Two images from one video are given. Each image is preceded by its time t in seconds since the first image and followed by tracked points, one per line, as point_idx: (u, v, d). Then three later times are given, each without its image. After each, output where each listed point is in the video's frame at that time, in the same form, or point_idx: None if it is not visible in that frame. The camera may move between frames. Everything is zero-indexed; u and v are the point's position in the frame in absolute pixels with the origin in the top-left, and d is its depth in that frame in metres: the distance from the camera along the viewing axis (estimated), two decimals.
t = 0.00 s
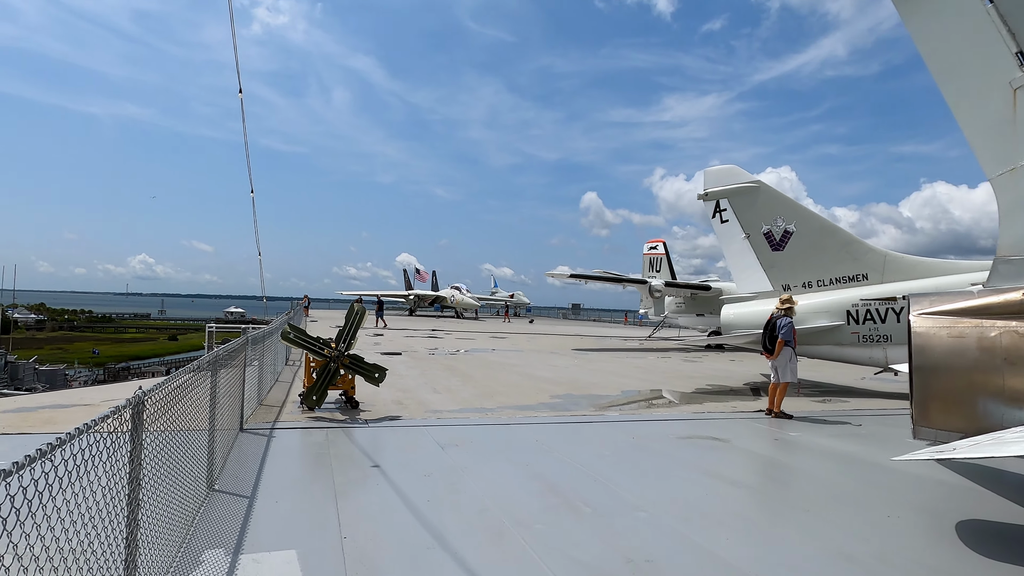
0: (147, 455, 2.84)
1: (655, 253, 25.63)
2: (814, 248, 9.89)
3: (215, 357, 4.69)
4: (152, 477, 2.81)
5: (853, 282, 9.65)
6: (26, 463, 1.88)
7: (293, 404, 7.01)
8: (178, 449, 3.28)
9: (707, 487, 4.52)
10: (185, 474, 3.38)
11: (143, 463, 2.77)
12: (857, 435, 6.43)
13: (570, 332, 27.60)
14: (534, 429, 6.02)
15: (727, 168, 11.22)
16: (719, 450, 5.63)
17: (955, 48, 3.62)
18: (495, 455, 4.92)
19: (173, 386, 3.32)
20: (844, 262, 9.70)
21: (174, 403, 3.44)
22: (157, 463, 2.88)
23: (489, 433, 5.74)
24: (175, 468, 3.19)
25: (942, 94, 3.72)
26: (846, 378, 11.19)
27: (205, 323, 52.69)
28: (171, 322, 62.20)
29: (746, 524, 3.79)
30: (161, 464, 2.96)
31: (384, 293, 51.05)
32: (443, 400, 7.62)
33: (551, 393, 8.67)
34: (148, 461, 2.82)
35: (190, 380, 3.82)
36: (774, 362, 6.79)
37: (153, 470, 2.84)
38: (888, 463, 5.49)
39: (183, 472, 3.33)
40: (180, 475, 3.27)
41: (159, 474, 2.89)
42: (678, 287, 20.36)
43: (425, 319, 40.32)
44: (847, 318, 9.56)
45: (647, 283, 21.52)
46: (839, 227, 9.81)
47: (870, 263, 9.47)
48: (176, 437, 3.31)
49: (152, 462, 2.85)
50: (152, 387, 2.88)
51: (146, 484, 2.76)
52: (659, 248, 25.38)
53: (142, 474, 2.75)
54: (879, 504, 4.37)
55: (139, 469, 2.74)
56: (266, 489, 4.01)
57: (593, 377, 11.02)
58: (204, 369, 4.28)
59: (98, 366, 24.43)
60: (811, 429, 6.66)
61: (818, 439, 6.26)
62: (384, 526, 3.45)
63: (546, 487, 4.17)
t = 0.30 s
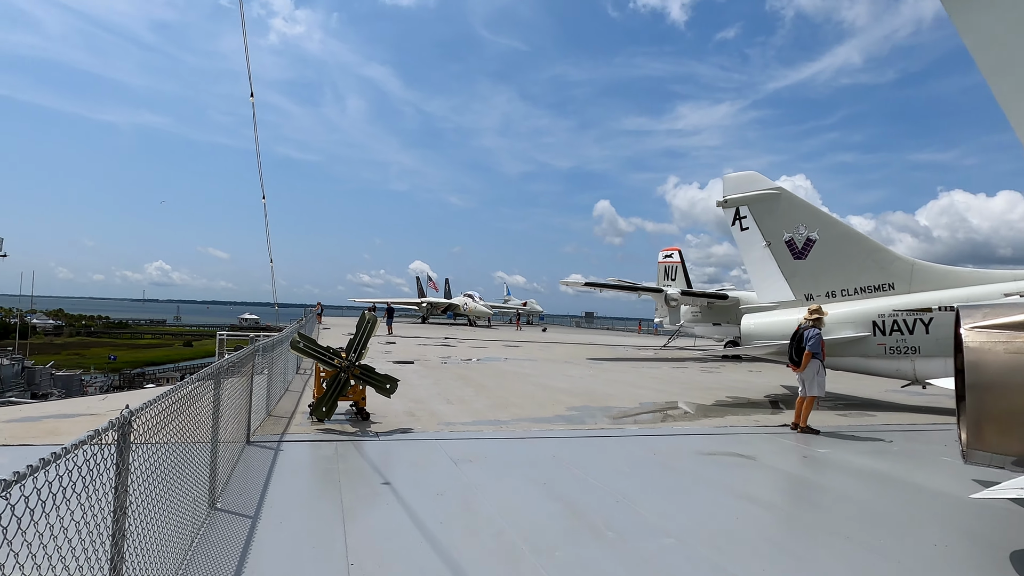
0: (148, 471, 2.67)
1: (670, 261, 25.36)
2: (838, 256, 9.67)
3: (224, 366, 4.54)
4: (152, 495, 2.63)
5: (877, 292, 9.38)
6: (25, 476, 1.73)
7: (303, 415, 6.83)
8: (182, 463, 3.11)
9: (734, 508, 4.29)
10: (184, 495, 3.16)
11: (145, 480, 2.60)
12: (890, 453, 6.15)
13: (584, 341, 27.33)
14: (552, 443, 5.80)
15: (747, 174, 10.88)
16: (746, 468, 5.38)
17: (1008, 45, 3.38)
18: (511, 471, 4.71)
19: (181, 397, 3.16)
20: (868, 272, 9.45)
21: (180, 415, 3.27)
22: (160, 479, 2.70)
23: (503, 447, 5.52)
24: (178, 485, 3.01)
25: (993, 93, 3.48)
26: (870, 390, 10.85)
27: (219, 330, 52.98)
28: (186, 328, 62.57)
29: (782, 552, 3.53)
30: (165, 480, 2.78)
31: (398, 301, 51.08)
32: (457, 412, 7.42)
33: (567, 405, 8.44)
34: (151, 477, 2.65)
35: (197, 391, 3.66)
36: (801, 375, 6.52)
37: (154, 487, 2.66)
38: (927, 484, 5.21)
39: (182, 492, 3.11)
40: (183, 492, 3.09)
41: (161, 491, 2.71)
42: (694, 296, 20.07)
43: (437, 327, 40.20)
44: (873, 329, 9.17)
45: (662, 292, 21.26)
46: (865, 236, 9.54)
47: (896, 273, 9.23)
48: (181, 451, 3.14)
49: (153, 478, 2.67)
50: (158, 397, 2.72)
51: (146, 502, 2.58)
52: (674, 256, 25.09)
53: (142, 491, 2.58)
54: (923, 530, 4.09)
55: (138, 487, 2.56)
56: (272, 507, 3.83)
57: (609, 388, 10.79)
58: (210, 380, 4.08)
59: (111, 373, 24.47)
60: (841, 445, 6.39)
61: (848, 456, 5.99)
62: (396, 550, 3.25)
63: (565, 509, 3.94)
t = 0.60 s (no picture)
0: (141, 484, 2.48)
1: (686, 266, 25.04)
2: (862, 260, 9.42)
3: (230, 371, 4.38)
4: (143, 511, 2.44)
5: (903, 297, 9.09)
6: None
7: (312, 422, 6.67)
8: (183, 474, 2.95)
9: (762, 525, 4.04)
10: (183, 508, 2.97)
11: (140, 492, 2.43)
12: (923, 465, 5.87)
13: (598, 347, 27.05)
14: (568, 453, 5.59)
15: (767, 175, 10.57)
16: (772, 481, 5.13)
17: None
18: (527, 484, 4.50)
19: (183, 403, 2.99)
20: (894, 275, 9.18)
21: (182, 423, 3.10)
22: (152, 494, 2.51)
23: (519, 458, 5.31)
24: (178, 497, 2.84)
25: None
26: (896, 399, 10.53)
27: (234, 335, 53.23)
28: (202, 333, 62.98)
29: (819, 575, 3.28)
30: (160, 493, 2.61)
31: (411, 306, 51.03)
32: (471, 419, 7.22)
33: (583, 413, 8.22)
34: (145, 490, 2.47)
35: (203, 397, 3.50)
36: (829, 383, 6.26)
37: (145, 502, 2.48)
38: (964, 499, 4.94)
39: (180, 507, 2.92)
40: (183, 504, 2.92)
41: (153, 506, 2.52)
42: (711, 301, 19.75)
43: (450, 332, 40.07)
44: (899, 334, 8.86)
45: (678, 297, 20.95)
46: (891, 239, 9.26)
47: (924, 277, 8.93)
48: (181, 461, 2.98)
49: (145, 492, 2.48)
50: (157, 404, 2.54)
51: (135, 519, 2.39)
52: (690, 261, 24.77)
53: (131, 507, 2.38)
54: (967, 550, 3.82)
55: (127, 503, 2.37)
56: (276, 522, 3.63)
57: (625, 395, 10.55)
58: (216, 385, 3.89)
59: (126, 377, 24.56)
60: (870, 457, 6.11)
61: (881, 469, 5.71)
62: (404, 570, 3.04)
63: (586, 527, 3.72)
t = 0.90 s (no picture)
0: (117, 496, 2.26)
1: (697, 266, 24.72)
2: (883, 260, 9.14)
3: (229, 372, 4.16)
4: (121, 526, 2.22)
5: (927, 297, 8.79)
6: None
7: (317, 426, 6.47)
8: (171, 483, 2.74)
9: (790, 538, 3.79)
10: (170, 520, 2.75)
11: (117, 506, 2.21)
12: (953, 472, 5.61)
13: (608, 349, 26.78)
14: (581, 459, 5.37)
15: (782, 173, 10.25)
16: (796, 490, 4.88)
17: None
18: (540, 493, 4.27)
19: (170, 407, 2.77)
20: (916, 275, 8.89)
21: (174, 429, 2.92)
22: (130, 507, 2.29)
23: (530, 464, 5.09)
24: (163, 509, 2.62)
25: None
26: (916, 402, 10.23)
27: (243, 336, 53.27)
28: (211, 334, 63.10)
29: None
30: (141, 505, 2.39)
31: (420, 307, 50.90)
32: (480, 423, 7.01)
33: (595, 416, 7.99)
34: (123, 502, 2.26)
35: (196, 399, 3.28)
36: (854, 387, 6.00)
37: (122, 516, 2.26)
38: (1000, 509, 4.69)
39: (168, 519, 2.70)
40: (172, 515, 2.72)
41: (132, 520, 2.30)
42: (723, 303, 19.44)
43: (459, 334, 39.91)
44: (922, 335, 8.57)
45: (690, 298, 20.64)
46: (914, 238, 8.97)
47: (948, 277, 8.63)
48: (171, 469, 2.79)
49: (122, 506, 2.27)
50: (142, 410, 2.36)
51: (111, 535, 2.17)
52: (701, 262, 24.45)
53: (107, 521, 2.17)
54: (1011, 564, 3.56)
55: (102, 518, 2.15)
56: (275, 534, 3.41)
57: (638, 398, 10.31)
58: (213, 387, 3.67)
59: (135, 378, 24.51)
60: (897, 463, 5.86)
61: (910, 477, 5.43)
62: None
63: (604, 541, 3.48)
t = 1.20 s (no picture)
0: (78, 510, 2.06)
1: (705, 261, 24.45)
2: (900, 252, 8.88)
3: (223, 373, 3.96)
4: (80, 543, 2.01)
5: (946, 291, 8.52)
6: None
7: (318, 427, 6.30)
8: (146, 494, 2.53)
9: (814, 546, 3.56)
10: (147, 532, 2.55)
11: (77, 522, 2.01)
12: (978, 472, 5.39)
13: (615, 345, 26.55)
14: (591, 460, 5.16)
15: (795, 164, 10.00)
16: (814, 491, 4.68)
17: None
18: (548, 499, 4.06)
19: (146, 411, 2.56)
20: (935, 268, 8.62)
21: (155, 435, 2.75)
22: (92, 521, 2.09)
23: (538, 467, 4.88)
24: (136, 521, 2.42)
25: None
26: (933, 398, 9.98)
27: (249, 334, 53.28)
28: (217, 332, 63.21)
29: None
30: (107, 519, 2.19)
31: (426, 304, 50.75)
32: (486, 422, 6.83)
33: (604, 415, 7.79)
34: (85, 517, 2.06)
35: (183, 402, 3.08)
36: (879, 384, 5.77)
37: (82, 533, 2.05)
38: None
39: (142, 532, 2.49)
40: (148, 527, 2.52)
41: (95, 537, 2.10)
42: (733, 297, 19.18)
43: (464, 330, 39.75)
44: (941, 330, 8.31)
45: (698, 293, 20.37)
46: (932, 229, 8.70)
47: (968, 269, 8.36)
48: (147, 478, 2.58)
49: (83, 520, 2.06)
50: (110, 419, 2.19)
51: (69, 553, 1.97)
52: (710, 257, 24.16)
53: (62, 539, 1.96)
54: None
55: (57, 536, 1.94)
56: (266, 545, 3.21)
57: (647, 395, 10.10)
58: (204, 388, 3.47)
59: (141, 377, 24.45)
60: (919, 463, 5.63)
61: (934, 477, 5.21)
62: None
63: (618, 551, 3.25)
